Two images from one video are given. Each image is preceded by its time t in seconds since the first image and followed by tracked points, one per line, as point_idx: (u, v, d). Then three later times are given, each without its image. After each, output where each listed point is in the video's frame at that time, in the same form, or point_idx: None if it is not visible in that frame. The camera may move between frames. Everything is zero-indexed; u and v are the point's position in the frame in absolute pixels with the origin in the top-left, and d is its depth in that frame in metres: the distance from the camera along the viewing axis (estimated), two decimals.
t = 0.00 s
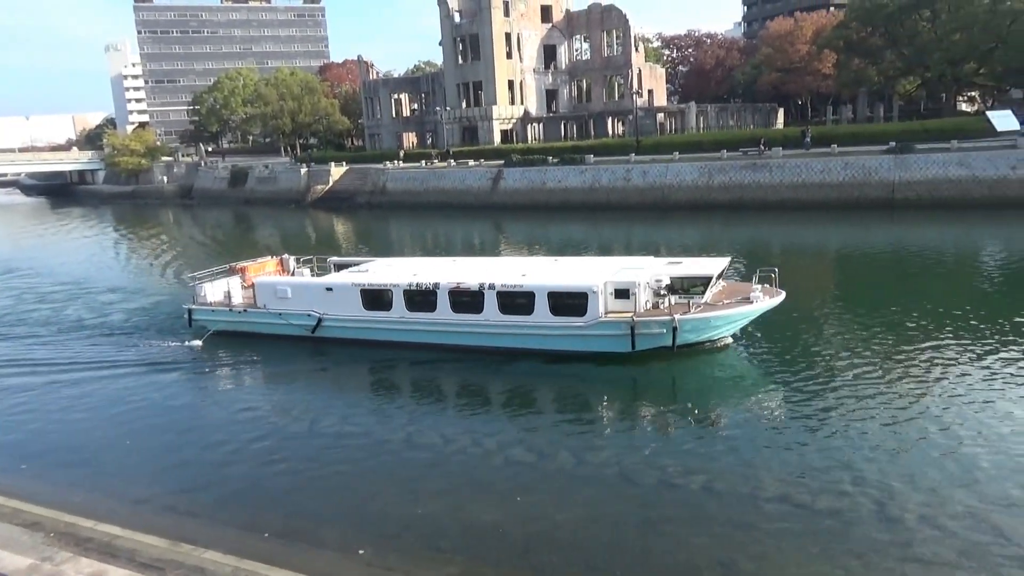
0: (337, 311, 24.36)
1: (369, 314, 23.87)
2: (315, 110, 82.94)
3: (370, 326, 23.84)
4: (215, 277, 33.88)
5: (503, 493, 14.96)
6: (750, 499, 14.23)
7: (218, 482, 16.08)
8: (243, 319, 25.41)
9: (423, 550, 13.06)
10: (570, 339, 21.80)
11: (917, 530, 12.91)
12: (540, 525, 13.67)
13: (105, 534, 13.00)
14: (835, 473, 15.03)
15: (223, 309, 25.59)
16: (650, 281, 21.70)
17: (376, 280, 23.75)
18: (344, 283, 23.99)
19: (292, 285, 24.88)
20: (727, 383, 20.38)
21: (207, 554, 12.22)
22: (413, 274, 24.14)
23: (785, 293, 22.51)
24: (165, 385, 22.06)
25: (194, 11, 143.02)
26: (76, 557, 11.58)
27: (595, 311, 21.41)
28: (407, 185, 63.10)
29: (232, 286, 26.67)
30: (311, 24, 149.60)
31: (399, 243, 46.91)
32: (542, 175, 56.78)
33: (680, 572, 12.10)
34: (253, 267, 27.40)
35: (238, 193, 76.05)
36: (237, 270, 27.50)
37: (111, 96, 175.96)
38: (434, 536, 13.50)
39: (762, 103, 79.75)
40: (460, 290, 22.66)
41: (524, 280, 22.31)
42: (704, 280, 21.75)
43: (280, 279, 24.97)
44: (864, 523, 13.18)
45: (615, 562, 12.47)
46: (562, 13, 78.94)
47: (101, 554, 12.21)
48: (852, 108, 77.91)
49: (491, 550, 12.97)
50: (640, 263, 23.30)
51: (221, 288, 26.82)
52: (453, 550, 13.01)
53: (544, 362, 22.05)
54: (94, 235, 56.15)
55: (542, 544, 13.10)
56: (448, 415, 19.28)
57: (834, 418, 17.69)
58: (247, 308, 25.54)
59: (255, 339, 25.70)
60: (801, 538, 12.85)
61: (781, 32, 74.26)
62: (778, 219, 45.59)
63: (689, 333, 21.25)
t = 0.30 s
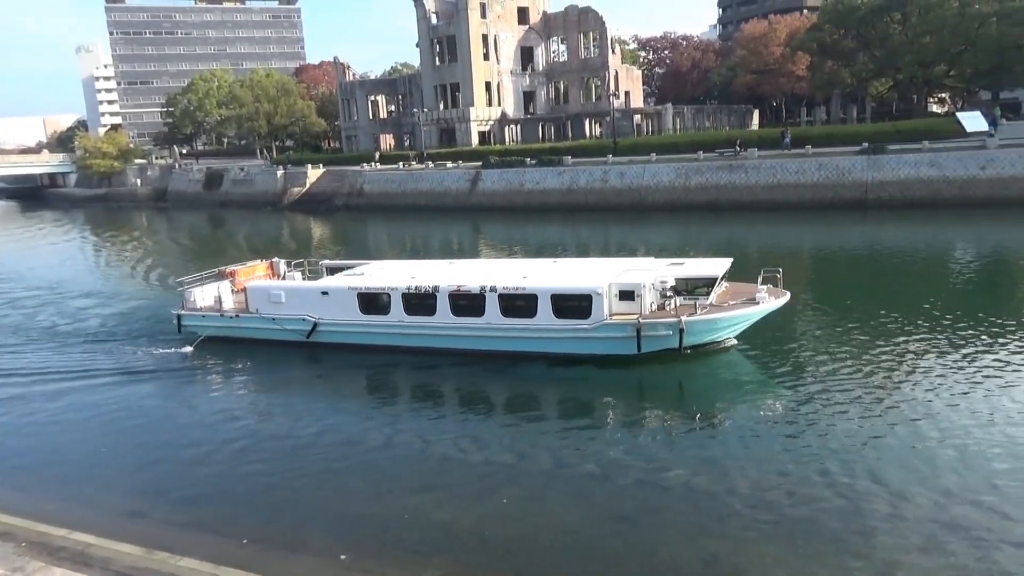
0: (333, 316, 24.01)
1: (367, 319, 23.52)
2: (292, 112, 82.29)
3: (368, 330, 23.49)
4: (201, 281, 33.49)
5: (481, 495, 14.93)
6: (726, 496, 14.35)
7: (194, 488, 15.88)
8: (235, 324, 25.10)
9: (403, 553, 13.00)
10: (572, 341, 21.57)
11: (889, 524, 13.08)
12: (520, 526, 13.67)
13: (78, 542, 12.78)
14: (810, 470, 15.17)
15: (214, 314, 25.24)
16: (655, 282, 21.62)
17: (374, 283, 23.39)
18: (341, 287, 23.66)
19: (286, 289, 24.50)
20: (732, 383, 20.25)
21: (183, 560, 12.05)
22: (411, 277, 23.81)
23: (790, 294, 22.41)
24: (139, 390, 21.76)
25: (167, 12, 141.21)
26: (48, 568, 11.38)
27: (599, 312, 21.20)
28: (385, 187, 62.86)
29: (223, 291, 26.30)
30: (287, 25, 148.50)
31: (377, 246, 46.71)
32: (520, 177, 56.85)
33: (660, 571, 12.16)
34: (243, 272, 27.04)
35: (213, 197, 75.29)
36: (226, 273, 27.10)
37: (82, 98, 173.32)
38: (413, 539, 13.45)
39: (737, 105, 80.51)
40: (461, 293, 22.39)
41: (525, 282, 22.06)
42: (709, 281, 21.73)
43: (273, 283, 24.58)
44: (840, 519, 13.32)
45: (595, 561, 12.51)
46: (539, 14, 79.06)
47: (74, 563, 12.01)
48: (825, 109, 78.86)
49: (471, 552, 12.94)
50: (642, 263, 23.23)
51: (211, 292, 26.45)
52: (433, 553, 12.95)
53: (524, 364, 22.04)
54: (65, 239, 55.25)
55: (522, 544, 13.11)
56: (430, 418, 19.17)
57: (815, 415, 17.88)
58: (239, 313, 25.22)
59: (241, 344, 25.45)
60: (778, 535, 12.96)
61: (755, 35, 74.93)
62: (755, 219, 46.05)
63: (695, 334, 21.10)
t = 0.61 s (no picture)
0: (327, 320, 23.44)
1: (362, 323, 23.02)
2: (266, 113, 81.53)
3: (362, 334, 23.02)
4: (187, 285, 33.01)
5: (458, 497, 14.88)
6: (701, 496, 14.43)
7: (168, 494, 15.67)
8: (225, 330, 24.44)
9: (380, 557, 12.93)
10: (571, 344, 21.35)
11: (862, 520, 13.24)
12: (499, 528, 13.66)
13: (48, 551, 12.54)
14: (786, 469, 15.31)
15: (203, 320, 24.55)
16: (656, 283, 21.60)
17: (368, 287, 22.90)
18: (335, 290, 23.11)
19: (276, 292, 23.83)
20: (731, 384, 20.17)
21: (157, 568, 11.88)
22: (405, 280, 23.41)
23: (790, 294, 22.40)
24: (111, 395, 21.41)
25: (137, 12, 139.24)
26: None
27: (600, 314, 20.99)
28: (361, 188, 62.54)
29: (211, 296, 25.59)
30: (260, 26, 147.21)
31: (353, 248, 46.45)
32: (497, 178, 56.84)
33: (638, 569, 12.23)
34: (230, 276, 26.36)
35: (186, 199, 74.39)
36: (213, 278, 26.33)
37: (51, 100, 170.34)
38: (392, 542, 13.39)
39: (711, 106, 81.27)
40: (459, 295, 22.03)
41: (524, 284, 21.78)
42: (709, 281, 21.72)
43: (264, 287, 23.82)
44: (813, 515, 13.48)
45: (573, 562, 12.53)
46: (514, 16, 79.16)
47: (44, 573, 11.79)
48: (798, 111, 79.80)
49: (450, 554, 12.90)
50: (641, 264, 23.15)
51: (198, 297, 25.73)
52: (412, 556, 12.91)
53: (504, 366, 21.94)
54: (34, 243, 54.24)
55: (499, 547, 13.08)
56: (409, 421, 19.04)
57: (793, 413, 18.05)
58: (228, 318, 24.54)
59: (216, 347, 24.99)
60: (754, 532, 13.10)
61: (729, 37, 75.64)
62: (729, 219, 46.47)
63: (697, 336, 21.00)
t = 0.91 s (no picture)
0: (318, 324, 23.06)
1: (356, 327, 22.63)
2: (237, 115, 80.62)
3: (355, 338, 22.63)
4: (172, 290, 32.63)
5: (434, 501, 14.73)
6: (678, 496, 14.46)
7: (139, 503, 15.38)
8: (212, 336, 23.89)
9: (356, 563, 12.79)
10: (570, 346, 21.06)
11: (836, 518, 13.31)
12: (476, 531, 13.59)
13: (14, 563, 12.25)
14: (763, 468, 15.36)
15: (189, 326, 24.01)
16: (655, 285, 21.35)
17: (361, 291, 22.52)
18: (326, 294, 22.69)
19: (266, 297, 23.40)
20: (728, 385, 20.05)
21: None
22: (399, 283, 22.98)
23: (789, 295, 22.28)
24: (79, 402, 20.99)
25: (105, 12, 137.06)
26: None
27: (600, 316, 20.63)
28: (334, 191, 62.08)
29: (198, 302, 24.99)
30: (231, 27, 145.61)
31: (327, 251, 46.08)
32: (471, 180, 56.72)
33: (615, 570, 12.25)
34: (214, 280, 25.79)
35: (156, 203, 73.30)
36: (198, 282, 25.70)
37: (15, 101, 166.90)
38: (368, 548, 13.25)
39: (684, 108, 81.96)
40: (455, 298, 21.63)
41: (520, 286, 21.41)
42: (709, 283, 21.57)
43: (253, 292, 23.40)
44: (787, 513, 13.59)
45: (551, 565, 12.48)
46: (488, 19, 79.18)
47: None
48: (769, 113, 80.78)
49: (427, 559, 12.81)
50: (638, 267, 22.88)
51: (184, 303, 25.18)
52: (388, 562, 12.80)
53: (486, 369, 21.78)
54: None
55: (478, 551, 12.99)
56: (386, 426, 18.82)
57: (770, 412, 18.16)
58: (215, 324, 24.02)
59: (194, 353, 24.50)
60: (730, 531, 13.17)
61: (701, 40, 76.33)
62: (703, 220, 46.81)
63: (698, 337, 20.75)
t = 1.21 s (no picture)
0: (310, 328, 22.53)
1: (349, 332, 22.12)
2: (209, 117, 79.77)
3: (349, 342, 22.10)
4: (157, 295, 32.08)
5: (411, 505, 14.67)
6: (652, 497, 14.55)
7: (108, 511, 15.15)
8: (200, 341, 23.26)
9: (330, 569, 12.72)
10: (569, 350, 20.73)
11: (809, 517, 13.46)
12: (451, 535, 13.56)
13: None
14: (740, 469, 15.49)
15: (176, 331, 23.35)
16: (654, 287, 20.98)
17: (354, 294, 22.01)
18: (319, 298, 22.17)
19: (256, 301, 22.76)
20: (728, 389, 19.89)
21: None
22: (393, 287, 22.50)
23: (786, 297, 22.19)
24: (46, 408, 20.59)
25: (73, 12, 135.00)
26: None
27: (600, 319, 20.34)
28: (309, 194, 61.66)
29: (186, 306, 24.28)
30: (203, 28, 144.04)
31: (301, 255, 45.73)
32: (446, 184, 56.60)
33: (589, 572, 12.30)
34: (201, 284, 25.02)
35: (126, 205, 72.24)
36: (184, 287, 24.79)
37: None
38: (341, 553, 13.18)
39: (658, 112, 82.67)
40: (452, 302, 21.23)
41: (518, 289, 21.05)
42: (709, 285, 21.18)
43: (242, 296, 22.79)
44: (759, 512, 13.72)
45: (528, 568, 12.50)
46: (463, 21, 79.18)
47: None
48: (741, 117, 81.74)
49: (401, 564, 12.76)
50: (636, 268, 22.47)
51: (171, 307, 24.44)
52: (361, 567, 12.72)
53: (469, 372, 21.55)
54: None
55: (455, 555, 12.96)
56: (364, 429, 18.67)
57: (748, 414, 18.28)
58: (203, 328, 23.38)
59: (181, 359, 23.86)
60: (701, 531, 13.28)
61: (674, 44, 77.03)
62: (677, 223, 47.15)
63: (699, 340, 20.55)
